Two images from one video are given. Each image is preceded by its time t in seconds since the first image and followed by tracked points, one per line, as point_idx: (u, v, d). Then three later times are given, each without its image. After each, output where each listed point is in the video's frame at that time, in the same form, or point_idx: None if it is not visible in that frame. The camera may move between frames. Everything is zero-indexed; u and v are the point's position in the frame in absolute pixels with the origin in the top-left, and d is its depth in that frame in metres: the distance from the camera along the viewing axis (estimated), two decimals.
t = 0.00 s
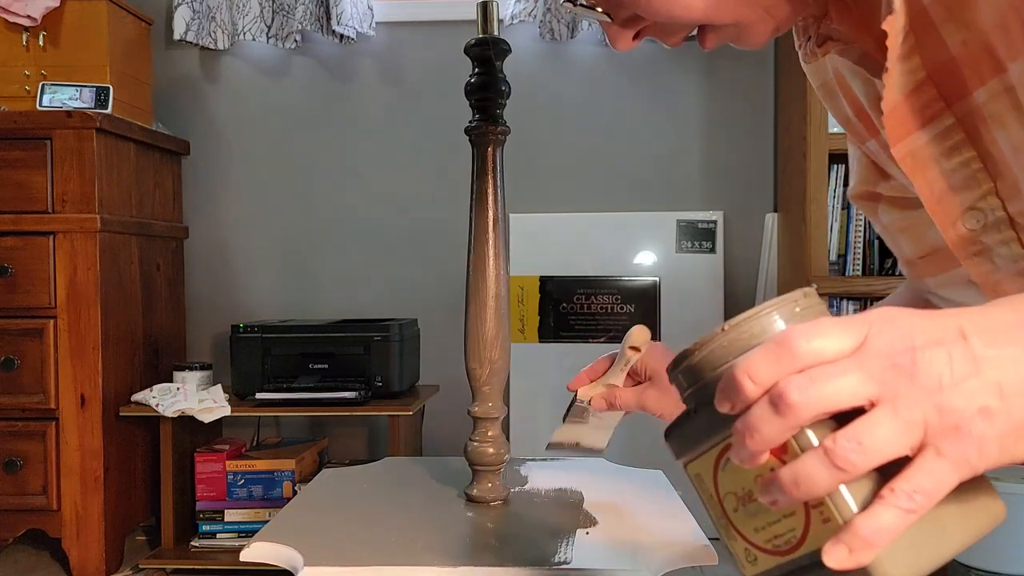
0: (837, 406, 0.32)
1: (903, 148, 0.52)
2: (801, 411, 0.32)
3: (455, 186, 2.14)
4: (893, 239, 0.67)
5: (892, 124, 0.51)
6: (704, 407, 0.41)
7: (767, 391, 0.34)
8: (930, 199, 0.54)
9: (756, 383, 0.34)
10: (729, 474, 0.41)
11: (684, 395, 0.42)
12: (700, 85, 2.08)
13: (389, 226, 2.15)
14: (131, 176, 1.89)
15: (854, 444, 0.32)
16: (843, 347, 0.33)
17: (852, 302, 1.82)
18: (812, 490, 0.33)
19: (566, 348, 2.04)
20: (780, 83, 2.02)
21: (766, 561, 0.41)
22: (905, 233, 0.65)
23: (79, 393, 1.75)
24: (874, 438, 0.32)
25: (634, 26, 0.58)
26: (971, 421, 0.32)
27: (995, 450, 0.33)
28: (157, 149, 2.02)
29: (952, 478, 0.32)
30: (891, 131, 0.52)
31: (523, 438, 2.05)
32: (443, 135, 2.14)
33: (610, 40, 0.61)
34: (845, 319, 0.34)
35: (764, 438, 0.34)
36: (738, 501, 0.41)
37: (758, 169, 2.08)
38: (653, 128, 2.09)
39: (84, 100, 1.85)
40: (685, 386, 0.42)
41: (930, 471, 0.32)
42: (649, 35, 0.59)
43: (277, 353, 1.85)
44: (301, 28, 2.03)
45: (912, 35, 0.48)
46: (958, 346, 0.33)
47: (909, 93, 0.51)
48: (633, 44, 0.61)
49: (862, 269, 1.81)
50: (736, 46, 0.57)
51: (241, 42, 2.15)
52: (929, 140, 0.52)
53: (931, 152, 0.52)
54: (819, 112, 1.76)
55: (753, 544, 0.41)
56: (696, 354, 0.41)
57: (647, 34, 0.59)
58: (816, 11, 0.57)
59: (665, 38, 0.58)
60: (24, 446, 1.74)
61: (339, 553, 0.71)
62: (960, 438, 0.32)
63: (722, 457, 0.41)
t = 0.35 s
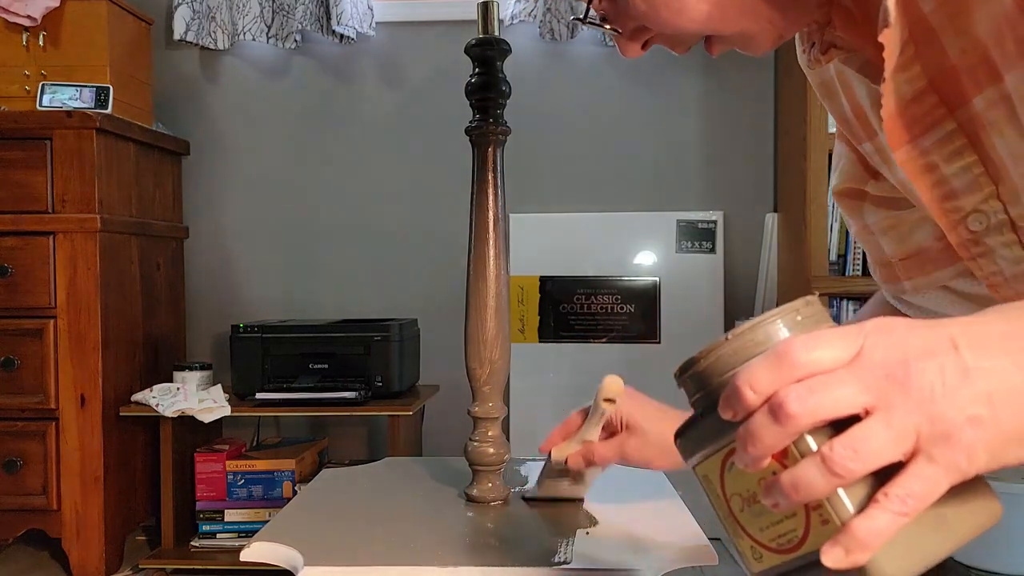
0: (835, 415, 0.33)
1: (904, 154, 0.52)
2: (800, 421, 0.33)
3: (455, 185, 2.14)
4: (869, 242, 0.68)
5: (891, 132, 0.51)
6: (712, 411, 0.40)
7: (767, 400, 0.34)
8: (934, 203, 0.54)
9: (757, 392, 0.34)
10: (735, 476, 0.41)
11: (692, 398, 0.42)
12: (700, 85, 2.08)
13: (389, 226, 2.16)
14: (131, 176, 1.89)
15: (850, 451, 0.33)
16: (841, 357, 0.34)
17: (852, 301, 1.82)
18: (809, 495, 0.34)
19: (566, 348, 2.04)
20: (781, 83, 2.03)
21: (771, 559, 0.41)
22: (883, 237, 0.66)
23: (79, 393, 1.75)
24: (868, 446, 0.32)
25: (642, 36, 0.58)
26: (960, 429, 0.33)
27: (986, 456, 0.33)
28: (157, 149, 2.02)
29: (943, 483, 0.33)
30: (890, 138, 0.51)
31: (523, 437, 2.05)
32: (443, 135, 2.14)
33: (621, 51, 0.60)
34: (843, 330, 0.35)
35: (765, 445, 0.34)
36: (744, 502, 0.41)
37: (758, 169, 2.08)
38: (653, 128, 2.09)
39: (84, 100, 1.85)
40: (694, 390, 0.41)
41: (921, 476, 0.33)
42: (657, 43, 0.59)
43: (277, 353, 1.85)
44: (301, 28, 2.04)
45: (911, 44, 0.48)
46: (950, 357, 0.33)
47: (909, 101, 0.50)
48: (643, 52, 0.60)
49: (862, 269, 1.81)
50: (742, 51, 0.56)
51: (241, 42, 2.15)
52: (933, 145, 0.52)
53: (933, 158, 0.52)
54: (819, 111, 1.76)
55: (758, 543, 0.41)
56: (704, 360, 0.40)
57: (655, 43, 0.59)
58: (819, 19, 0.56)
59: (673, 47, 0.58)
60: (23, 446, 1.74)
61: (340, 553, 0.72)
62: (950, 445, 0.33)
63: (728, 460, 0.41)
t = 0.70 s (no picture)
0: (823, 392, 0.33)
1: (902, 145, 0.53)
2: (789, 398, 0.33)
3: (455, 185, 2.14)
4: (889, 229, 0.65)
5: (888, 122, 0.52)
6: (701, 392, 0.41)
7: (757, 378, 0.34)
8: (930, 195, 0.54)
9: (747, 370, 0.34)
10: (724, 457, 0.41)
11: (683, 380, 0.42)
12: (700, 85, 2.08)
13: (388, 224, 2.16)
14: (131, 176, 1.89)
15: (838, 428, 0.32)
16: (830, 335, 0.34)
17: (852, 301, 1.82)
18: (800, 474, 0.34)
19: (566, 348, 2.04)
20: (781, 82, 2.03)
21: (760, 542, 0.41)
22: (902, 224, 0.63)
23: (79, 393, 1.75)
24: (857, 422, 0.32)
25: (642, 31, 0.58)
26: (949, 406, 0.33)
27: (976, 434, 0.33)
28: (157, 149, 2.03)
29: (934, 461, 0.33)
30: (885, 129, 0.52)
31: (523, 437, 2.05)
32: (443, 135, 2.14)
33: (621, 45, 0.61)
34: (834, 309, 0.35)
35: (754, 423, 0.34)
36: (734, 484, 0.41)
37: (758, 169, 2.08)
38: (653, 129, 2.09)
39: (84, 100, 1.84)
40: (684, 372, 0.42)
41: (912, 453, 0.33)
42: (657, 39, 0.59)
43: (277, 353, 1.85)
44: (301, 28, 2.04)
45: (907, 37, 0.48)
46: (939, 335, 0.33)
47: (905, 94, 0.51)
48: (643, 47, 0.60)
49: (862, 269, 1.82)
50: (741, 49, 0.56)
51: (241, 42, 2.15)
52: (929, 138, 0.52)
53: (929, 150, 0.52)
54: (819, 112, 1.76)
55: (749, 524, 0.41)
56: (694, 343, 0.41)
57: (656, 38, 0.59)
58: (815, 16, 0.56)
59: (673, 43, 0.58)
60: (23, 446, 1.74)
61: (339, 553, 0.72)
62: (939, 422, 0.33)
63: (719, 441, 0.41)
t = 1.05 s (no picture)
0: (819, 387, 0.32)
1: (899, 145, 0.52)
2: (784, 392, 0.33)
3: (455, 185, 2.14)
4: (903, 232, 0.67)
5: (887, 122, 0.51)
6: (696, 388, 0.42)
7: (753, 372, 0.34)
8: (927, 194, 0.53)
9: (743, 364, 0.34)
10: (719, 453, 0.42)
11: (677, 375, 0.43)
12: (700, 85, 2.08)
13: (388, 225, 2.16)
14: (130, 176, 1.89)
15: (834, 424, 0.32)
16: (827, 330, 0.34)
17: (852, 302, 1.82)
18: (794, 469, 0.34)
19: (566, 348, 2.04)
20: (781, 82, 2.03)
21: (754, 538, 0.41)
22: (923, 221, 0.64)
23: (79, 393, 1.75)
24: (853, 418, 0.32)
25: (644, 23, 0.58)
26: (946, 402, 0.32)
27: (973, 431, 0.33)
28: (157, 149, 2.03)
29: (928, 457, 0.33)
30: (886, 128, 0.51)
31: (523, 437, 2.05)
32: (443, 135, 2.14)
33: (623, 39, 0.60)
34: (830, 304, 0.35)
35: (749, 418, 0.34)
36: (728, 480, 0.42)
37: (758, 169, 2.08)
38: (654, 129, 2.09)
39: (84, 100, 1.84)
40: (678, 368, 0.42)
41: (907, 450, 0.33)
42: (661, 33, 0.59)
43: (277, 353, 1.84)
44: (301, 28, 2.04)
45: (906, 34, 0.47)
46: (937, 330, 0.33)
47: (904, 90, 0.50)
48: (645, 42, 0.60)
49: (862, 269, 1.82)
50: (745, 41, 0.56)
51: (241, 42, 2.15)
52: (929, 135, 0.51)
53: (927, 148, 0.51)
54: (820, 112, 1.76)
55: (742, 521, 0.41)
56: (690, 337, 0.41)
57: (659, 32, 0.59)
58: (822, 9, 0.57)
59: (674, 36, 0.58)
60: (23, 446, 1.74)
61: (340, 553, 0.72)
62: (935, 419, 0.32)
63: (713, 437, 0.42)
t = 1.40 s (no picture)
0: (830, 398, 0.33)
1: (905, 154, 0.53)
2: (797, 404, 0.33)
3: (455, 185, 2.14)
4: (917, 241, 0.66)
5: (896, 132, 0.52)
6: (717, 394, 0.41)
7: (766, 385, 0.35)
8: (937, 202, 0.54)
9: (757, 377, 0.35)
10: (738, 457, 0.42)
11: (699, 382, 0.42)
12: (700, 85, 2.08)
13: (389, 225, 2.16)
14: (130, 176, 1.89)
15: (844, 433, 0.33)
16: (837, 342, 0.34)
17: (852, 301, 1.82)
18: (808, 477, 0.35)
19: (566, 348, 2.04)
20: (781, 82, 2.03)
21: (774, 539, 0.41)
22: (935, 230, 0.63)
23: (79, 393, 1.75)
24: (862, 428, 0.33)
25: (659, 46, 0.59)
26: (952, 411, 0.33)
27: (979, 436, 0.34)
28: (157, 149, 2.02)
29: (935, 463, 0.33)
30: (892, 136, 0.52)
31: (523, 437, 2.05)
32: (442, 135, 2.14)
33: (638, 61, 0.62)
34: (839, 316, 0.35)
35: (766, 428, 0.35)
36: (749, 483, 0.42)
37: (758, 169, 2.08)
38: (653, 128, 2.09)
39: (84, 100, 1.84)
40: (701, 375, 0.42)
41: (918, 457, 0.33)
42: (676, 53, 0.60)
43: (277, 353, 1.84)
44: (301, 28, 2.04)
45: (913, 46, 0.48)
46: (942, 341, 0.33)
47: (912, 101, 0.51)
48: (661, 62, 0.62)
49: (862, 269, 1.82)
50: (759, 58, 0.57)
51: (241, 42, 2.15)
52: (936, 146, 0.52)
53: (935, 158, 0.52)
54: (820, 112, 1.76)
55: (765, 523, 0.42)
56: (711, 347, 0.41)
57: (673, 53, 0.60)
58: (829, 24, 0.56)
59: (688, 56, 0.59)
60: (23, 446, 1.74)
61: (340, 553, 0.72)
62: (942, 427, 0.33)
63: (733, 444, 0.42)
